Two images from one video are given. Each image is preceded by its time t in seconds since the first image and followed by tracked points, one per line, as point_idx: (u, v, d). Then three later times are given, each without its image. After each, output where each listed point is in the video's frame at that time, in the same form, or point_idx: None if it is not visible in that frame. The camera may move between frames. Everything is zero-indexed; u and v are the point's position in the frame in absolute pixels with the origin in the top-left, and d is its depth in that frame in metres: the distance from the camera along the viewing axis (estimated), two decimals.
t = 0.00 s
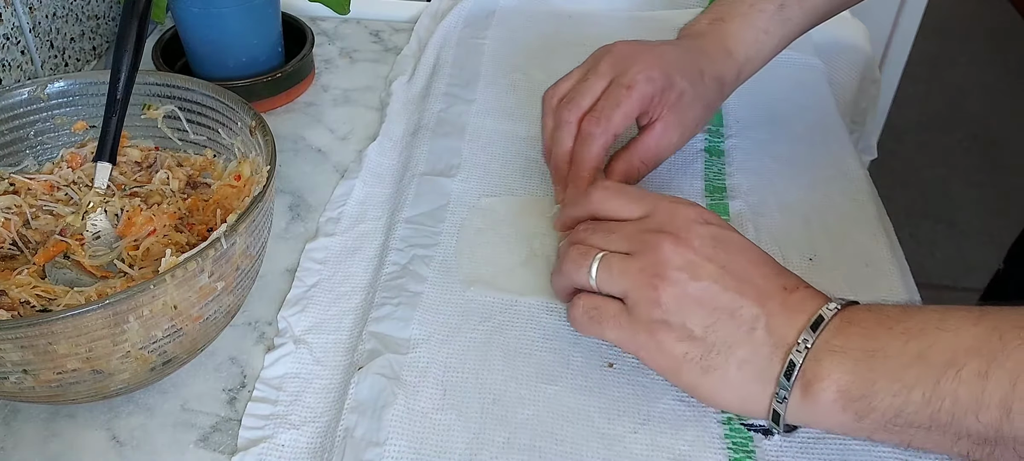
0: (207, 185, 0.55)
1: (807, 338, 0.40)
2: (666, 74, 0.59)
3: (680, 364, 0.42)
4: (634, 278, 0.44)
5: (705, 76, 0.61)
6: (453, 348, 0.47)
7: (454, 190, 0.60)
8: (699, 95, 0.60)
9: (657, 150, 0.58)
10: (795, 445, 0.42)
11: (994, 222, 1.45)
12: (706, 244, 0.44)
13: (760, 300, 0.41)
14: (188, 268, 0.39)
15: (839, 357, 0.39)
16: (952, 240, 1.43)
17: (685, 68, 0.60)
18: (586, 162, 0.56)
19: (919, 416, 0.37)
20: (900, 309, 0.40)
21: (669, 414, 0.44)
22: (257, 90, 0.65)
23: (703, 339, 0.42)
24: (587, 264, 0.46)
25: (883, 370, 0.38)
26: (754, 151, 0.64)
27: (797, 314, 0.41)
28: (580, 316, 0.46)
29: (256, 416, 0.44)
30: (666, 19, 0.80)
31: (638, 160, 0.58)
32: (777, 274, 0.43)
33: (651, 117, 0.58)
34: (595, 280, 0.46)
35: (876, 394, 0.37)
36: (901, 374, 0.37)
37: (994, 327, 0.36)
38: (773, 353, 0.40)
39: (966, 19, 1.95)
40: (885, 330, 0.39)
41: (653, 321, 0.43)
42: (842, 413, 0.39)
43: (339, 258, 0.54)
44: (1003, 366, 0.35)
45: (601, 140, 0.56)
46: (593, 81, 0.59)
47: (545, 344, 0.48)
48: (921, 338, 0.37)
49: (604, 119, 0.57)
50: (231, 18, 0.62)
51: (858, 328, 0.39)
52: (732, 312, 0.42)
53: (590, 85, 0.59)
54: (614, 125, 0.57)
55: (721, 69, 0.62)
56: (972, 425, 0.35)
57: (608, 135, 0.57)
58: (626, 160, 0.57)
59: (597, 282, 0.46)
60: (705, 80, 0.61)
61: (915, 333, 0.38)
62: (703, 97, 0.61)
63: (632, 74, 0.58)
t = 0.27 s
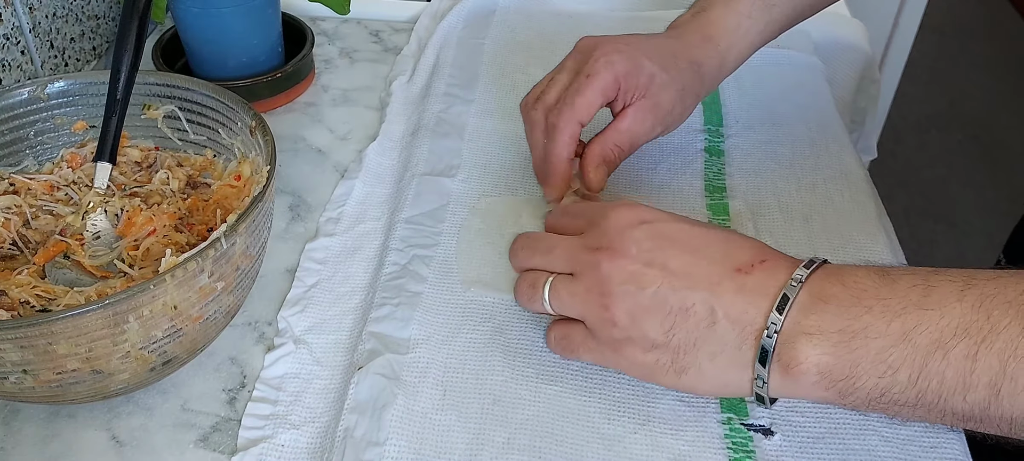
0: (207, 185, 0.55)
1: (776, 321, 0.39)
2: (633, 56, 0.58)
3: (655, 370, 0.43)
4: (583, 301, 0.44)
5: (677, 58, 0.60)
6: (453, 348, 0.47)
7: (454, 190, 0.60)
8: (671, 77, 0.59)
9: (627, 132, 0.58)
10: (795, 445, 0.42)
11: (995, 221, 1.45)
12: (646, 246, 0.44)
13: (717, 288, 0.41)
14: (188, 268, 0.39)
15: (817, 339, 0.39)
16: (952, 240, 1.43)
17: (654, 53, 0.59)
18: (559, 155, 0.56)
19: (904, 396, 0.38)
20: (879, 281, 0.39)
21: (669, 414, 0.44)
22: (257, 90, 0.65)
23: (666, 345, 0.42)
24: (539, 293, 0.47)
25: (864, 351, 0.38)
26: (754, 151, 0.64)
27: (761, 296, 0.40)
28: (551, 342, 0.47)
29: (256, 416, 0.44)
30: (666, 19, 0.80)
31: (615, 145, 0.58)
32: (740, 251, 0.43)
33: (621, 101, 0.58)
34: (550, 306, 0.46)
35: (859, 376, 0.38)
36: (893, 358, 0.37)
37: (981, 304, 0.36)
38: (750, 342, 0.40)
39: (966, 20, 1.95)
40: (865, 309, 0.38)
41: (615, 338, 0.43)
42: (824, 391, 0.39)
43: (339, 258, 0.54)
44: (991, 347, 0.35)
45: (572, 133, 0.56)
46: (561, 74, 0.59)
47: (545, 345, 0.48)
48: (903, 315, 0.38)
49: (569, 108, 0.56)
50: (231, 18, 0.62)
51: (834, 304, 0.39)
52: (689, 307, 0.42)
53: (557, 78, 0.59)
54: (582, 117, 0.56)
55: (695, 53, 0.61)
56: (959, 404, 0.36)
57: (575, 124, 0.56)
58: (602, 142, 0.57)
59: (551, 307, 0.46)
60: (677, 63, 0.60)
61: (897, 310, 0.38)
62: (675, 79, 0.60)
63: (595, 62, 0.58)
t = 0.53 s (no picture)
0: (208, 185, 0.55)
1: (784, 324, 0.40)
2: (661, 59, 0.59)
3: (661, 369, 0.43)
4: (591, 300, 0.44)
5: (704, 64, 0.61)
6: (453, 349, 0.47)
7: (454, 191, 0.60)
8: (695, 83, 0.60)
9: (648, 137, 0.59)
10: (796, 446, 0.42)
11: (995, 222, 1.46)
12: (657, 244, 0.44)
13: (726, 291, 0.42)
14: (188, 268, 0.39)
15: (823, 342, 0.39)
16: (952, 240, 1.43)
17: (685, 57, 0.60)
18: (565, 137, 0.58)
19: (908, 400, 0.38)
20: (884, 285, 0.40)
21: (669, 415, 0.44)
22: (257, 90, 0.65)
23: (675, 344, 0.42)
24: (545, 291, 0.46)
25: (869, 355, 0.38)
26: (754, 151, 0.64)
27: (770, 299, 0.41)
28: (559, 338, 0.46)
29: (256, 417, 0.44)
30: (666, 20, 0.80)
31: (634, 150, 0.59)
32: (749, 254, 0.43)
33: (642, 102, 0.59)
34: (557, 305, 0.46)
35: (865, 380, 0.38)
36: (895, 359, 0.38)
37: (985, 310, 0.37)
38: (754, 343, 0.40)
39: (966, 20, 1.95)
40: (871, 313, 0.39)
41: (622, 337, 0.43)
42: (828, 394, 0.40)
43: (340, 258, 0.54)
44: (994, 352, 0.36)
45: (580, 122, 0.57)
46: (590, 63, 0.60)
47: (545, 346, 0.48)
48: (908, 320, 0.38)
49: (589, 96, 0.57)
50: (231, 17, 0.62)
51: (838, 310, 0.39)
52: (700, 307, 0.42)
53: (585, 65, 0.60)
54: (597, 107, 0.57)
55: (725, 60, 0.62)
56: (963, 408, 0.37)
57: (589, 111, 0.57)
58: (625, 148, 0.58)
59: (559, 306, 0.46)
60: (704, 68, 0.60)
61: (901, 314, 0.38)
62: (701, 85, 0.60)
63: (625, 56, 0.59)
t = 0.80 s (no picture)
0: (208, 185, 0.55)
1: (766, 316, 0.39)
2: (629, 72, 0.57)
3: (653, 369, 0.43)
4: (574, 303, 0.44)
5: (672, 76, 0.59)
6: (452, 349, 0.47)
7: (454, 190, 0.60)
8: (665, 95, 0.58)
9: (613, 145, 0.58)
10: (795, 445, 0.42)
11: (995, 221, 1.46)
12: (636, 245, 0.43)
13: (708, 287, 0.41)
14: (188, 268, 0.39)
15: (803, 333, 0.39)
16: (952, 240, 1.43)
17: (651, 68, 0.59)
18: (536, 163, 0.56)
19: (887, 388, 0.38)
20: (862, 274, 0.40)
21: (670, 415, 0.44)
22: (257, 90, 0.65)
23: (661, 343, 0.42)
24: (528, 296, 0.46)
25: (848, 345, 0.38)
26: (754, 151, 0.64)
27: (750, 292, 0.40)
28: (542, 347, 0.46)
29: (255, 416, 0.44)
30: (665, 20, 0.80)
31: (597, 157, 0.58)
32: (726, 247, 0.42)
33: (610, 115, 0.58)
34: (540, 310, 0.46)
35: (864, 382, 0.38)
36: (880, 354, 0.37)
37: (960, 298, 0.37)
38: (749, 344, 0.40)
39: (966, 20, 1.95)
40: (849, 303, 0.39)
41: (609, 340, 0.43)
42: (810, 384, 0.40)
43: (340, 258, 0.54)
44: (971, 340, 0.36)
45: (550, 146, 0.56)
46: (553, 79, 0.58)
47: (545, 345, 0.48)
48: (886, 311, 0.38)
49: (558, 121, 0.55)
50: (231, 18, 0.62)
51: (818, 301, 0.39)
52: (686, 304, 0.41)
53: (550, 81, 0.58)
54: (567, 130, 0.56)
55: (693, 71, 0.60)
56: (939, 395, 0.37)
57: (562, 138, 0.55)
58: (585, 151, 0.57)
59: (542, 311, 0.45)
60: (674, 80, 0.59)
61: (880, 305, 0.38)
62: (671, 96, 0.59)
63: (590, 76, 0.57)
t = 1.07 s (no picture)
0: (207, 185, 0.55)
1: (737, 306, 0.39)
2: (612, 79, 0.57)
3: (638, 370, 0.43)
4: (548, 308, 0.44)
5: (661, 79, 0.58)
6: (452, 349, 0.47)
7: (453, 190, 0.60)
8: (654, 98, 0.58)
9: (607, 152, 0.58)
10: (795, 444, 0.42)
11: (995, 221, 1.46)
12: (602, 244, 0.43)
13: (679, 280, 0.41)
14: (188, 268, 0.39)
15: (774, 321, 0.39)
16: (952, 240, 1.43)
17: (636, 73, 0.58)
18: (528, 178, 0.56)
19: (859, 375, 0.38)
20: (834, 261, 0.40)
21: (669, 414, 0.44)
22: (257, 90, 0.65)
23: (636, 339, 0.42)
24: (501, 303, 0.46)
25: (820, 334, 0.38)
26: (754, 151, 0.64)
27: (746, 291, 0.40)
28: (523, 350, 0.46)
29: (255, 416, 0.44)
30: (665, 20, 0.80)
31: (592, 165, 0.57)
32: (695, 238, 0.42)
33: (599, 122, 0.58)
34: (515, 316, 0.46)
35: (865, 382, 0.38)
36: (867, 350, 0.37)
37: (931, 285, 0.37)
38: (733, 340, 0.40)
39: (966, 20, 1.95)
40: (821, 291, 0.38)
41: (584, 339, 0.43)
42: (784, 370, 0.40)
43: (340, 258, 0.54)
44: (942, 327, 0.36)
45: (539, 163, 0.56)
46: (536, 92, 0.59)
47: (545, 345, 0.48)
48: (857, 298, 0.38)
49: (544, 135, 0.56)
50: (231, 18, 0.62)
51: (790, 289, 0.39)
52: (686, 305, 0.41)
53: (534, 96, 0.59)
54: (555, 144, 0.56)
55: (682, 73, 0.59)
56: (911, 382, 0.37)
57: (550, 152, 0.56)
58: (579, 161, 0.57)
59: (518, 317, 0.45)
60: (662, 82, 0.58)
61: (851, 292, 0.38)
62: (660, 100, 0.58)
63: (572, 88, 0.57)
